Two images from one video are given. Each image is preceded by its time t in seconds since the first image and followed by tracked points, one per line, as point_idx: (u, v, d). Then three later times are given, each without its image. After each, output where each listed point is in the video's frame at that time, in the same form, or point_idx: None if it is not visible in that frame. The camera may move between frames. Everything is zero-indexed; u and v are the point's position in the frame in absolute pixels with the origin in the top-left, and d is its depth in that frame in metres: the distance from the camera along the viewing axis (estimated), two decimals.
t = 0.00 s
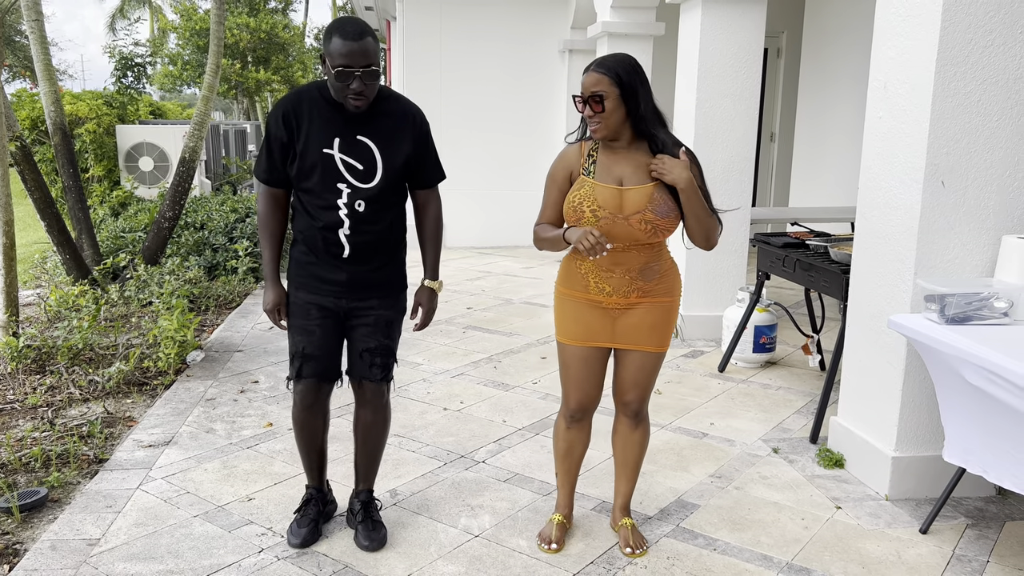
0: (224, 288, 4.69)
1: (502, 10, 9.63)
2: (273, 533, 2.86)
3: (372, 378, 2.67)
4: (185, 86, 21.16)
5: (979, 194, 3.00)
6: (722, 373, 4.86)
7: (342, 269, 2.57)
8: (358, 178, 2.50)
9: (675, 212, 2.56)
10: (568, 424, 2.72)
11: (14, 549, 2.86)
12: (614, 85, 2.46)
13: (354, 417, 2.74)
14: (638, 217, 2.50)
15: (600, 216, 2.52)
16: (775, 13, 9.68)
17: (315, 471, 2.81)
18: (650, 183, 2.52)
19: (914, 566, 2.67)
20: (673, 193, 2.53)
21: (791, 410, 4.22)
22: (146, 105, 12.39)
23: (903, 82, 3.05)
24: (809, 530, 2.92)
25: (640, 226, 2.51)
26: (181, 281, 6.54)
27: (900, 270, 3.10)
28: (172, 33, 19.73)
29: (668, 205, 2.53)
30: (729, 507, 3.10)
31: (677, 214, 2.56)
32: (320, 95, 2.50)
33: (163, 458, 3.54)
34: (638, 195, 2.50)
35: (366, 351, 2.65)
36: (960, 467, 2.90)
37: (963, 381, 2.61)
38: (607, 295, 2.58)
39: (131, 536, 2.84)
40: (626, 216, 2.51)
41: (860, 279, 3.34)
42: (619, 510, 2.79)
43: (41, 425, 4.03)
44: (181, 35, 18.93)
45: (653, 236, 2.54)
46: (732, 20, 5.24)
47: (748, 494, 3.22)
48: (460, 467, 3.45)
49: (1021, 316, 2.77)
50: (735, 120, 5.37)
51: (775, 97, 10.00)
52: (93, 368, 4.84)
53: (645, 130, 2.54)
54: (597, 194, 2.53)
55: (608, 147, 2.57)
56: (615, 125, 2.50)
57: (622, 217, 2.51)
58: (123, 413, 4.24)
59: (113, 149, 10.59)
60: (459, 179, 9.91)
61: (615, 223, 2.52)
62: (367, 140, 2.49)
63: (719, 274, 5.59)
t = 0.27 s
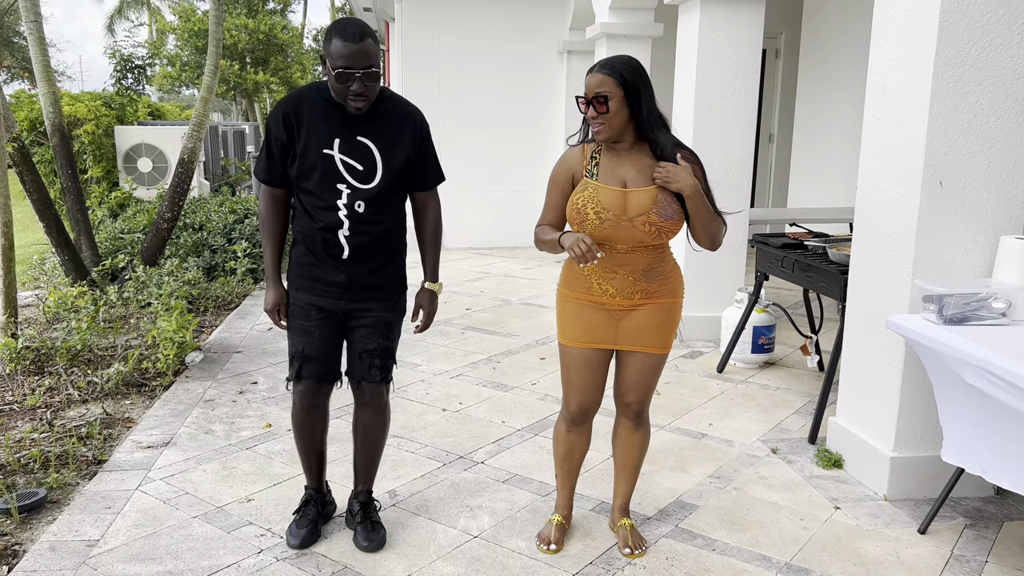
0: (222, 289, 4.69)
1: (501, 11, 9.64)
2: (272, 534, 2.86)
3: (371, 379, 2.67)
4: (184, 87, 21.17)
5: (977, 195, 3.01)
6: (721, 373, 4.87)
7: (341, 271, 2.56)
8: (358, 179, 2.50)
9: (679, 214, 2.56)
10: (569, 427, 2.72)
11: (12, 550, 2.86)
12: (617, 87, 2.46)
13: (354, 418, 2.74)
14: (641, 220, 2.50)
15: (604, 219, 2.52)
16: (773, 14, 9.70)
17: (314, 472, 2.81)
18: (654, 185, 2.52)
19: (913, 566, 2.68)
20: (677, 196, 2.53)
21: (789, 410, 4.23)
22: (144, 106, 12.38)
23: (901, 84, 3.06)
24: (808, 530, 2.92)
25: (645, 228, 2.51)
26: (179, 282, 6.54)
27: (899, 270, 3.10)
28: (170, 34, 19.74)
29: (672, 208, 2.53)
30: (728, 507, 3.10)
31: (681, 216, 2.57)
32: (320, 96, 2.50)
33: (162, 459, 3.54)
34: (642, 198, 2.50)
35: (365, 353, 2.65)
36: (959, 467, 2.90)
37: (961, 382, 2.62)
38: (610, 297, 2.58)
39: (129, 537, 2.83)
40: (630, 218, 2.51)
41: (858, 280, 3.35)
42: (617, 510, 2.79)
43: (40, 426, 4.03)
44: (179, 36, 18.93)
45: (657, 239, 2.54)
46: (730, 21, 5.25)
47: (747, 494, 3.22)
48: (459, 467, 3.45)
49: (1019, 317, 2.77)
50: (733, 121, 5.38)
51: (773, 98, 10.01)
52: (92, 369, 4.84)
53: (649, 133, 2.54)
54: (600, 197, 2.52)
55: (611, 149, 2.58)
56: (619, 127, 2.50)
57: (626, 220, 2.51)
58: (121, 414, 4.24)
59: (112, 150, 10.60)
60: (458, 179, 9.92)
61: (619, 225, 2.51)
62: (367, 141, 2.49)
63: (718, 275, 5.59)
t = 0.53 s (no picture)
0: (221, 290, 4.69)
1: (500, 12, 9.65)
2: (271, 535, 2.86)
3: (370, 379, 2.68)
4: (182, 88, 21.16)
5: (975, 196, 3.01)
6: (720, 373, 4.87)
7: (341, 271, 2.56)
8: (358, 179, 2.50)
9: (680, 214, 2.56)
10: (568, 428, 2.72)
11: (11, 551, 2.86)
12: (617, 88, 2.46)
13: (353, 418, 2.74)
14: (642, 220, 2.51)
15: (604, 220, 2.53)
16: (772, 15, 9.71)
17: (313, 473, 2.81)
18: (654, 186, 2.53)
19: (912, 566, 2.68)
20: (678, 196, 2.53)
21: (788, 411, 4.23)
22: (143, 107, 12.39)
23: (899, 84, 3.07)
24: (807, 530, 2.93)
25: (645, 229, 2.51)
26: (178, 283, 6.54)
27: (897, 270, 3.10)
28: (169, 35, 19.72)
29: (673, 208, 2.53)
30: (727, 507, 3.11)
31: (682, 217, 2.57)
32: (319, 96, 2.50)
33: (161, 460, 3.54)
34: (642, 199, 2.50)
35: (364, 353, 2.65)
36: (957, 467, 2.90)
37: (960, 382, 2.62)
38: (610, 297, 2.58)
39: (128, 538, 2.83)
40: (630, 219, 2.51)
41: (857, 280, 3.35)
42: (616, 510, 2.80)
43: (39, 427, 4.03)
44: (178, 37, 18.92)
45: (658, 239, 2.55)
46: (729, 22, 5.26)
47: (745, 495, 3.22)
48: (458, 468, 3.45)
49: (1017, 317, 2.78)
50: (732, 121, 5.38)
51: (772, 98, 10.02)
52: (91, 370, 4.84)
53: (649, 133, 2.54)
54: (600, 198, 2.53)
55: (612, 150, 2.58)
56: (619, 128, 2.50)
57: (626, 221, 2.51)
58: (120, 415, 4.24)
59: (110, 151, 10.59)
60: (457, 180, 9.91)
61: (620, 226, 2.52)
62: (367, 141, 2.49)
63: (717, 275, 5.60)
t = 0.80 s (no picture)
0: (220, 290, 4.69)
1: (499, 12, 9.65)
2: (270, 535, 2.86)
3: (370, 379, 2.68)
4: (181, 88, 21.15)
5: (973, 196, 3.01)
6: (719, 374, 4.87)
7: (342, 271, 2.56)
8: (358, 179, 2.50)
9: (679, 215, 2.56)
10: (570, 432, 2.70)
11: (10, 551, 2.85)
12: (614, 90, 2.47)
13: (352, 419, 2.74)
14: (642, 221, 2.51)
15: (604, 221, 2.52)
16: (770, 15, 9.72)
17: (312, 473, 2.81)
18: (653, 187, 2.53)
19: (911, 566, 2.68)
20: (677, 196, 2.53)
21: (787, 411, 4.24)
22: (141, 108, 12.38)
23: (898, 85, 3.07)
24: (806, 530, 2.93)
25: (645, 230, 2.52)
26: (177, 283, 6.54)
27: (896, 271, 3.11)
28: (168, 35, 19.71)
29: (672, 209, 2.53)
30: (726, 507, 3.11)
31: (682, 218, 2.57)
32: (316, 96, 2.51)
33: (160, 461, 3.54)
34: (642, 200, 2.50)
35: (364, 354, 2.65)
36: (955, 467, 2.91)
37: (959, 382, 2.62)
38: (610, 298, 2.58)
39: (127, 538, 2.83)
40: (630, 220, 2.51)
41: (855, 280, 3.36)
42: (615, 511, 2.80)
43: (38, 427, 4.03)
44: (177, 38, 18.92)
45: (658, 240, 2.54)
46: (727, 22, 5.26)
47: (744, 495, 3.23)
48: (457, 468, 3.45)
49: (1016, 317, 2.79)
50: (731, 122, 5.38)
51: (770, 98, 10.03)
52: (90, 370, 4.84)
53: (646, 134, 2.54)
54: (600, 199, 2.52)
55: (610, 151, 2.58)
56: (617, 129, 2.51)
57: (626, 222, 2.51)
58: (119, 416, 4.24)
59: (109, 151, 10.60)
60: (456, 180, 9.91)
61: (619, 228, 2.52)
62: (366, 140, 2.49)
63: (716, 276, 5.60)
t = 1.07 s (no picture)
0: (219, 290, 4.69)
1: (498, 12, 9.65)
2: (269, 536, 2.86)
3: (376, 386, 2.67)
4: (180, 89, 21.15)
5: (972, 196, 3.02)
6: (718, 374, 4.87)
7: (349, 275, 2.57)
8: (357, 184, 2.51)
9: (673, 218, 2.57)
10: (568, 437, 2.69)
11: (9, 552, 2.85)
12: (608, 95, 2.46)
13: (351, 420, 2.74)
14: (638, 225, 2.53)
15: (600, 225, 2.52)
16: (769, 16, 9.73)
17: (314, 474, 2.80)
18: (647, 191, 2.55)
19: (910, 566, 2.68)
20: (672, 200, 2.55)
21: (786, 411, 4.24)
22: (141, 109, 12.38)
23: (897, 85, 3.07)
24: (805, 531, 2.93)
25: (641, 234, 2.53)
26: (176, 283, 6.54)
27: (894, 271, 3.11)
28: (167, 36, 19.70)
29: (667, 212, 2.55)
30: (725, 508, 3.11)
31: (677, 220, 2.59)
32: (302, 112, 2.50)
33: (159, 461, 3.54)
34: (636, 204, 2.53)
35: (370, 358, 2.65)
36: (954, 468, 2.91)
37: (958, 383, 2.62)
38: (606, 301, 2.58)
39: (127, 539, 2.83)
40: (626, 224, 2.53)
41: (854, 281, 3.36)
42: (613, 513, 2.80)
43: (37, 428, 4.02)
44: (176, 38, 18.92)
45: (653, 244, 2.56)
46: (726, 22, 5.26)
47: (743, 495, 3.23)
48: (457, 469, 3.45)
49: (1014, 317, 2.79)
50: (730, 122, 5.39)
51: (769, 98, 10.03)
52: (89, 371, 4.83)
53: (639, 137, 2.54)
54: (595, 204, 2.53)
55: (604, 155, 2.58)
56: (611, 134, 2.51)
57: (622, 226, 2.53)
58: (118, 416, 4.24)
59: (108, 152, 10.60)
60: (455, 180, 9.91)
61: (615, 232, 2.53)
62: (361, 145, 2.49)
63: (715, 276, 5.60)
